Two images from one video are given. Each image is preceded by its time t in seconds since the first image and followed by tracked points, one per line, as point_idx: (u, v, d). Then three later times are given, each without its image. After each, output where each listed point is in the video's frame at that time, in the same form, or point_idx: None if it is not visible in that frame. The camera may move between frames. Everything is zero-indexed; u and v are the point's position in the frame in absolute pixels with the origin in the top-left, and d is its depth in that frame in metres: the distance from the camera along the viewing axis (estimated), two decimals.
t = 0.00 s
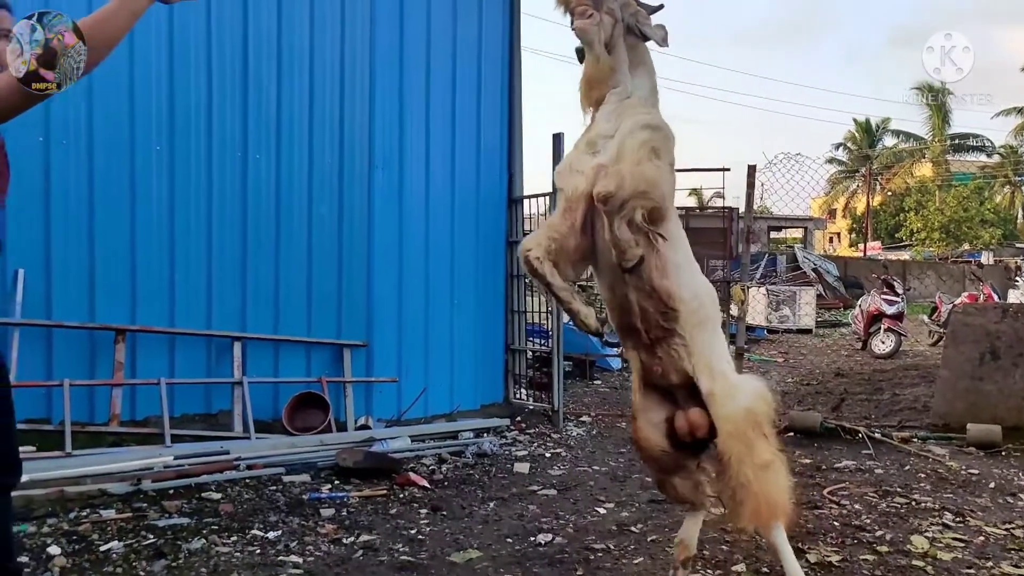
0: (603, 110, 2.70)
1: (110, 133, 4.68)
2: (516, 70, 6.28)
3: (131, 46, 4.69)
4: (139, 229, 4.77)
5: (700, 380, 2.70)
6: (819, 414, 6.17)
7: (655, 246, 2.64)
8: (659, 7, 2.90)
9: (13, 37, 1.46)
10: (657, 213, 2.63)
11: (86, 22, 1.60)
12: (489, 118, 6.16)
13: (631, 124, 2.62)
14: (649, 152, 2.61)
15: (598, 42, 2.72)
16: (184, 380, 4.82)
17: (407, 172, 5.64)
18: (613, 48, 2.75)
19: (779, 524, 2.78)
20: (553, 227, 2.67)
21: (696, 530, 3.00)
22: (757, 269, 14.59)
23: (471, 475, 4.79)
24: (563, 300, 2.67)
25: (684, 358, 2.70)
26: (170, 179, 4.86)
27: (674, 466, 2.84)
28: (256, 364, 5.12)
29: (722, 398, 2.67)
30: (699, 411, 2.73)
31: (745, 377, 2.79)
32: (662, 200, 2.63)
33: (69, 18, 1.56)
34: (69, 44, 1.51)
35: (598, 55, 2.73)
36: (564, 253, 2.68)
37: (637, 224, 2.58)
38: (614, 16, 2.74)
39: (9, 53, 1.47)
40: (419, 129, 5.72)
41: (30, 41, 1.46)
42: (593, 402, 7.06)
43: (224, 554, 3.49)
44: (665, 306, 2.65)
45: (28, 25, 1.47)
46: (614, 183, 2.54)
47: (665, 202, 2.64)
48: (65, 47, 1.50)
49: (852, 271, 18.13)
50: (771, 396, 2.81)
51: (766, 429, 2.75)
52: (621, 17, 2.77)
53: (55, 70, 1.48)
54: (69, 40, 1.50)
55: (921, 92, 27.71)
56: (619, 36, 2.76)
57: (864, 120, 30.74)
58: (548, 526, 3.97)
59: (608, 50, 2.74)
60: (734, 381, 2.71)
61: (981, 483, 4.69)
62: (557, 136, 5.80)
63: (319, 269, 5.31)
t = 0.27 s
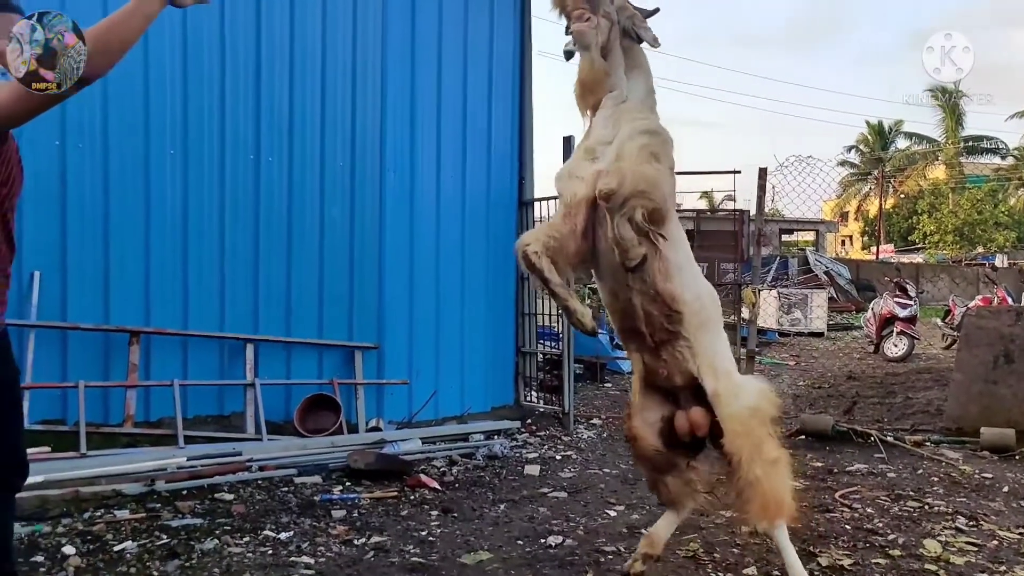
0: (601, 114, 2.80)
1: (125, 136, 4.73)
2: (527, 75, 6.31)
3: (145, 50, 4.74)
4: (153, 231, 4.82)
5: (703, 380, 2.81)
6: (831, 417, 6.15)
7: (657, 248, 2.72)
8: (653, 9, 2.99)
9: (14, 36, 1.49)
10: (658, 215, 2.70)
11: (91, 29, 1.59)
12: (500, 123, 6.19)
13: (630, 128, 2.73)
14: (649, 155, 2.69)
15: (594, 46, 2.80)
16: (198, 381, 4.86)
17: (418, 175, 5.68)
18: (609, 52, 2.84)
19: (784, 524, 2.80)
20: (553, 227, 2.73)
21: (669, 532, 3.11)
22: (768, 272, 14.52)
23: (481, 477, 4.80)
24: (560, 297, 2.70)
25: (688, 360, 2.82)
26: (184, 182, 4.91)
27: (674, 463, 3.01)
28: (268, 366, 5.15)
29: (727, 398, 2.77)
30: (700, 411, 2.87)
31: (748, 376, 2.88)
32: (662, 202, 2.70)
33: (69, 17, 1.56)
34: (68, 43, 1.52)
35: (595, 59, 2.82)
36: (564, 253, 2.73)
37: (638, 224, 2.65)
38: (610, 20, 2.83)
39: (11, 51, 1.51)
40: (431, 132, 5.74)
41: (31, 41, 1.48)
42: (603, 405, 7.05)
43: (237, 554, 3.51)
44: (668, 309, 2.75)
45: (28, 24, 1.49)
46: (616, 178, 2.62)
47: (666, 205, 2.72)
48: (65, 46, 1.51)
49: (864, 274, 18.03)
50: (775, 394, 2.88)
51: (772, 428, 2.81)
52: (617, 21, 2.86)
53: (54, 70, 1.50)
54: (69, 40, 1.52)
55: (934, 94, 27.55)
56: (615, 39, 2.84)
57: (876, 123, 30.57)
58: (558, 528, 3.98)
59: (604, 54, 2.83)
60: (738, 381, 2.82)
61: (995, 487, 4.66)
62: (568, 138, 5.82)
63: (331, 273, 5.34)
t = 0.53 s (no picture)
0: (596, 121, 2.86)
1: (136, 139, 4.77)
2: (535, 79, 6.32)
3: (156, 53, 4.79)
4: (164, 233, 4.85)
5: (706, 381, 2.84)
6: (840, 418, 6.13)
7: (659, 251, 2.71)
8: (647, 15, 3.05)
9: (14, 36, 1.49)
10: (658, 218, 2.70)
11: (100, 33, 1.62)
12: (508, 126, 6.21)
13: (626, 132, 2.76)
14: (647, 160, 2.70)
15: (589, 53, 2.86)
16: (208, 382, 4.89)
17: (427, 176, 5.69)
18: (603, 60, 2.90)
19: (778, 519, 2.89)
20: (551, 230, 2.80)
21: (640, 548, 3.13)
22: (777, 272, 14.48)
23: (490, 478, 4.81)
24: (555, 296, 2.76)
25: (690, 362, 2.83)
26: (194, 184, 4.94)
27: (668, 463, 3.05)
28: (278, 368, 5.17)
29: (730, 399, 2.82)
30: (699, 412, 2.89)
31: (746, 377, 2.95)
32: (662, 204, 2.70)
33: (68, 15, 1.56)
34: (69, 44, 1.52)
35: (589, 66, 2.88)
36: (563, 258, 2.79)
37: (639, 224, 2.63)
38: (604, 28, 2.89)
39: (11, 50, 1.51)
40: (439, 133, 5.76)
41: (31, 41, 1.49)
42: (612, 406, 7.05)
43: (248, 554, 3.53)
44: (669, 313, 2.76)
45: (28, 25, 1.49)
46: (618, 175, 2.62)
47: (666, 207, 2.71)
48: (65, 47, 1.52)
49: (873, 275, 17.94)
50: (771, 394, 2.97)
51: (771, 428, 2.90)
52: (611, 27, 2.92)
53: (54, 71, 1.51)
54: (68, 40, 1.52)
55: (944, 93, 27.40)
56: (609, 46, 2.90)
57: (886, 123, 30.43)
58: (567, 528, 3.99)
59: (598, 61, 2.89)
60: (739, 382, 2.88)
61: (1007, 488, 4.64)
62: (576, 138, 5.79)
63: (340, 275, 5.37)
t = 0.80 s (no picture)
0: (589, 129, 2.90)
1: (143, 139, 4.80)
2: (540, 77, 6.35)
3: (163, 53, 4.82)
4: (171, 232, 4.88)
5: (704, 383, 2.81)
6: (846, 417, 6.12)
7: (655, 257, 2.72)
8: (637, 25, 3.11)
9: (15, 36, 1.50)
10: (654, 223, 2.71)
11: (106, 33, 1.61)
12: (513, 126, 6.23)
13: (620, 142, 2.79)
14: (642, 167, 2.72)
15: (581, 63, 2.92)
16: (214, 381, 4.91)
17: (432, 175, 5.71)
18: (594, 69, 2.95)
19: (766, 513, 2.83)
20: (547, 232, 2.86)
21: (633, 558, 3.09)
22: (782, 271, 14.47)
23: (496, 477, 4.82)
24: (547, 300, 2.83)
25: (689, 365, 2.81)
26: (201, 184, 4.97)
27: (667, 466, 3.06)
28: (284, 367, 5.20)
29: (728, 400, 2.78)
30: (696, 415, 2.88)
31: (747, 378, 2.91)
32: (660, 208, 2.70)
33: (69, 16, 1.56)
34: (69, 44, 1.52)
35: (581, 76, 2.92)
36: (559, 265, 2.82)
37: (639, 223, 2.62)
38: (594, 38, 2.94)
39: (11, 50, 1.52)
40: (445, 133, 5.78)
41: (31, 41, 1.49)
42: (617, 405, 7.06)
43: (255, 552, 3.55)
44: (667, 318, 2.75)
45: (29, 25, 1.50)
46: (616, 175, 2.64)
47: (663, 210, 2.72)
48: (65, 46, 1.52)
49: (879, 274, 17.88)
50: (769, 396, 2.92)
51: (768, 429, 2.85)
52: (602, 38, 2.97)
53: (55, 71, 1.51)
54: (69, 39, 1.52)
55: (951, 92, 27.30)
56: (600, 56, 2.95)
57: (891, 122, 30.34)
58: (572, 527, 3.99)
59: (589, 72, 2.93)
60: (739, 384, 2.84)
61: (1013, 487, 4.62)
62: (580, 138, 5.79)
63: (345, 274, 5.38)
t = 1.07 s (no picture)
0: (584, 142, 2.85)
1: (152, 141, 4.83)
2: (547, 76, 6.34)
3: (171, 55, 4.85)
4: (179, 233, 4.90)
5: (702, 390, 2.77)
6: (853, 416, 6.11)
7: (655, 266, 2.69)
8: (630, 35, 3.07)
9: (16, 36, 1.56)
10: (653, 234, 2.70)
11: (115, 34, 1.59)
12: (520, 125, 6.24)
13: (616, 156, 2.76)
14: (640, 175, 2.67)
15: (575, 76, 2.87)
16: (223, 381, 4.93)
17: (439, 176, 5.72)
18: (588, 81, 2.89)
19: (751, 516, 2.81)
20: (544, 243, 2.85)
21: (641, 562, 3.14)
22: (789, 270, 14.46)
23: (503, 476, 4.83)
24: (542, 308, 2.88)
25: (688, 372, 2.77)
26: (210, 185, 4.99)
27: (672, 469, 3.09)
28: (292, 367, 5.22)
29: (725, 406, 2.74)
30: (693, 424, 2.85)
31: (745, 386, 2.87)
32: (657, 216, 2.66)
33: (71, 16, 1.62)
34: (69, 44, 1.56)
35: (575, 89, 2.87)
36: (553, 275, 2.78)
37: (639, 224, 2.56)
38: (588, 49, 2.88)
39: (13, 50, 1.59)
40: (451, 134, 5.80)
41: (31, 41, 1.56)
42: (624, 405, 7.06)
43: (264, 551, 3.57)
44: (668, 327, 2.71)
45: (30, 25, 1.56)
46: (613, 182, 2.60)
47: (662, 216, 2.69)
48: (65, 46, 1.56)
49: (887, 272, 17.83)
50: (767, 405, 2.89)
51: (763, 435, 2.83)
52: (595, 47, 2.92)
53: (56, 70, 1.56)
54: (68, 39, 1.56)
55: (958, 90, 27.19)
56: (594, 68, 2.89)
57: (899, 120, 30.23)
58: (580, 526, 4.00)
59: (584, 84, 2.88)
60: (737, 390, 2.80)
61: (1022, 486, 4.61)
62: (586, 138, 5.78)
63: (352, 274, 5.40)
